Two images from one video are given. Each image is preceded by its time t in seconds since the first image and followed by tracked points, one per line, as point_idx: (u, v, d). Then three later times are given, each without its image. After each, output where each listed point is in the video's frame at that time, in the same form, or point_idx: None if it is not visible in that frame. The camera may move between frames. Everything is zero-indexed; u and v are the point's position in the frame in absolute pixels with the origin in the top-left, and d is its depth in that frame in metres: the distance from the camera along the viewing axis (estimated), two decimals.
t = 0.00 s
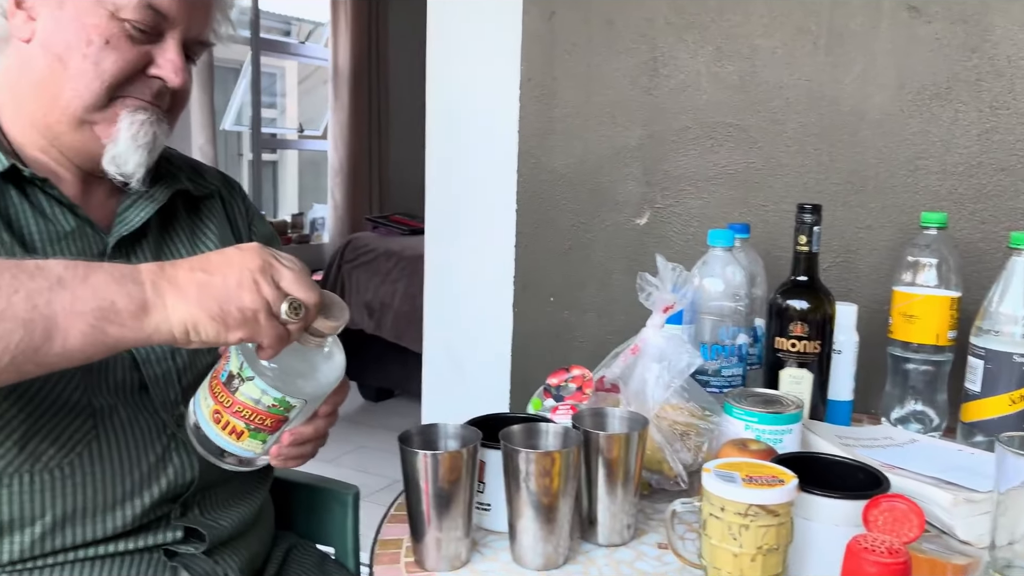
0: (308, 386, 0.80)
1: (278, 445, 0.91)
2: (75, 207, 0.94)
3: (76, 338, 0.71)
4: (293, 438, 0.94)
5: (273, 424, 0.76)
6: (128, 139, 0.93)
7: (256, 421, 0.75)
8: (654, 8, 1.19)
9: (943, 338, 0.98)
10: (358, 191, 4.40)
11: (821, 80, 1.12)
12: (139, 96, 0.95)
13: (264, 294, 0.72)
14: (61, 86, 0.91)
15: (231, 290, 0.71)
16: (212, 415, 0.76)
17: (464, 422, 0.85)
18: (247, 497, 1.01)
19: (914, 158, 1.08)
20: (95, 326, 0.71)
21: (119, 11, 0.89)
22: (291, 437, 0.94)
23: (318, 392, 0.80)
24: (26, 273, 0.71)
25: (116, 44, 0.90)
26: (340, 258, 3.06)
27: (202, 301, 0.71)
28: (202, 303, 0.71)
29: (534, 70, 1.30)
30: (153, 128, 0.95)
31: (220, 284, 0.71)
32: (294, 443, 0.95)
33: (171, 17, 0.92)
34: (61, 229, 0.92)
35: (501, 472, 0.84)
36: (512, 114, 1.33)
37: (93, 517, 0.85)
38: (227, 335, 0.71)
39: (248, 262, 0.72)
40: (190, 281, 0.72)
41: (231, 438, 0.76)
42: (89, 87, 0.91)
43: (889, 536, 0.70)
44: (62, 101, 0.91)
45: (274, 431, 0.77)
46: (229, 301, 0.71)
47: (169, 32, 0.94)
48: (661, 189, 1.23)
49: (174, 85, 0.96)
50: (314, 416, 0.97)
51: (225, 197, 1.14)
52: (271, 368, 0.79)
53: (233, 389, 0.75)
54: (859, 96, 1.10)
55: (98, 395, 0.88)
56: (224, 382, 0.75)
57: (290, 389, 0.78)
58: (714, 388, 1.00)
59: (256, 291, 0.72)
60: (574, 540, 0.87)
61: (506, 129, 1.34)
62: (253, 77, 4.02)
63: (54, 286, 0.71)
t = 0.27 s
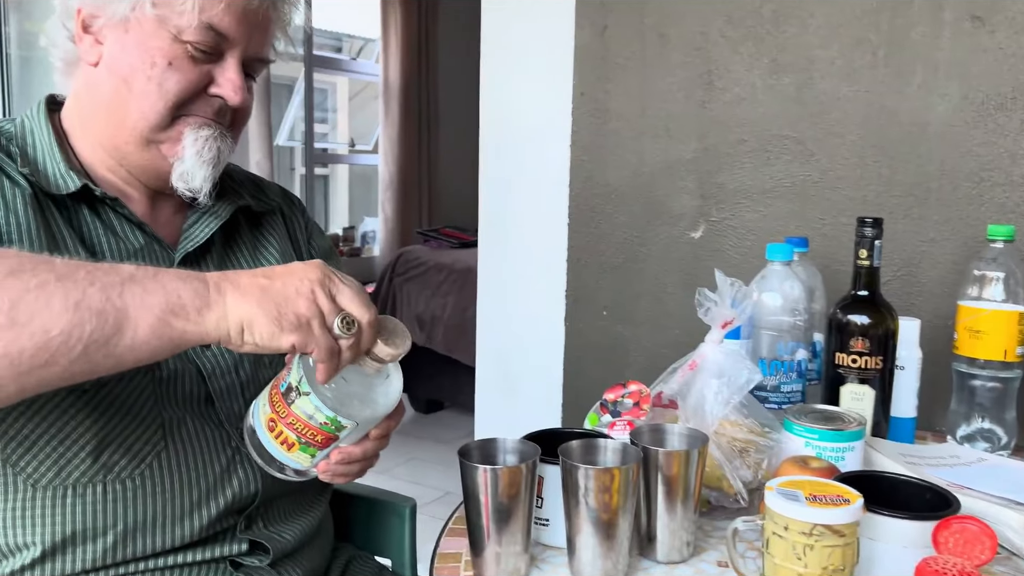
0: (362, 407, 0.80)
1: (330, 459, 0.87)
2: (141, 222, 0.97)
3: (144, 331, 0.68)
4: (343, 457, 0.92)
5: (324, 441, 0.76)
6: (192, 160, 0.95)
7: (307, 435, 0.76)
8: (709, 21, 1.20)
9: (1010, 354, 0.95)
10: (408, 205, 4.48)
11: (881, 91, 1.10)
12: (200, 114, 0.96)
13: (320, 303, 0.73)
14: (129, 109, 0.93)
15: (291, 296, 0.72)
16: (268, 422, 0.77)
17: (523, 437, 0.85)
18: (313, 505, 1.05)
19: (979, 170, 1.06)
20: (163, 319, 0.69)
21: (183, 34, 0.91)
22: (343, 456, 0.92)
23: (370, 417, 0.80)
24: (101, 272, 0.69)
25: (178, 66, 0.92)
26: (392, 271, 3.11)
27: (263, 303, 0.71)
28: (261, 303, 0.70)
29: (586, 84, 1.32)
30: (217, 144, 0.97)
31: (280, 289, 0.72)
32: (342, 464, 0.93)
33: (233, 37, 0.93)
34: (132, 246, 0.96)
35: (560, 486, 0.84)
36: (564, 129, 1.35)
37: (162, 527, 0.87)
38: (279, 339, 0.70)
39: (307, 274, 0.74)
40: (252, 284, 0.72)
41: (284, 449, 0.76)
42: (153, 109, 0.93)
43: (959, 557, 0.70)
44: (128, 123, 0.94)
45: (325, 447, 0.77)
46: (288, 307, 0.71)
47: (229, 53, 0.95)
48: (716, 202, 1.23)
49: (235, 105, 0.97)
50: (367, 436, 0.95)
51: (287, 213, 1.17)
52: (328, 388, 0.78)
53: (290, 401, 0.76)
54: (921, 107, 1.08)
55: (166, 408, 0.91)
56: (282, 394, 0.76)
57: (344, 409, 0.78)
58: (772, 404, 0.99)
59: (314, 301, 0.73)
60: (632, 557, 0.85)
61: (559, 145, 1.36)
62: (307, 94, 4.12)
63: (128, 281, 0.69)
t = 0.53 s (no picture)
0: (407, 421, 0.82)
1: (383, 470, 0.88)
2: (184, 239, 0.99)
3: (192, 343, 0.69)
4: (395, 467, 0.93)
5: (373, 458, 0.77)
6: (228, 177, 0.96)
7: (356, 454, 0.76)
8: (745, 33, 1.21)
9: None
10: (439, 219, 4.51)
11: (922, 101, 1.09)
12: (237, 128, 0.98)
13: (354, 320, 0.73)
14: (169, 126, 0.95)
15: (325, 309, 0.72)
16: (314, 444, 0.78)
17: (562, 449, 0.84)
18: (351, 516, 1.07)
19: None
20: (208, 331, 0.70)
21: (218, 50, 0.93)
22: (393, 469, 0.93)
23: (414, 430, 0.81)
24: (149, 288, 0.70)
25: (213, 81, 0.94)
26: (425, 284, 3.13)
27: (296, 313, 0.71)
28: (294, 309, 0.71)
29: (620, 97, 1.33)
30: (251, 161, 0.98)
31: (315, 300, 0.72)
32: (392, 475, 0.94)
33: (268, 50, 0.95)
34: (174, 261, 0.97)
35: (599, 500, 0.83)
36: (600, 147, 1.37)
37: (204, 540, 0.88)
38: (302, 347, 0.70)
39: (346, 291, 0.74)
40: (291, 291, 0.73)
41: (333, 469, 0.77)
42: (191, 125, 0.94)
43: None
44: (167, 141, 0.95)
45: (373, 464, 0.77)
46: (320, 320, 0.71)
47: (264, 66, 0.96)
48: (753, 214, 1.22)
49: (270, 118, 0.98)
50: (414, 448, 0.95)
51: (323, 223, 1.19)
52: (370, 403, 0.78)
53: (336, 422, 0.76)
54: (963, 117, 1.06)
55: (209, 421, 0.92)
56: (327, 415, 0.77)
57: (390, 425, 0.79)
58: (813, 418, 0.98)
59: (348, 319, 0.72)
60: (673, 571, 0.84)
61: (595, 161, 1.38)
62: (340, 110, 4.18)
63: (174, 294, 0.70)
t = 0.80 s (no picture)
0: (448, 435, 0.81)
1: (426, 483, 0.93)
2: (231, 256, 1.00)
3: (242, 359, 0.69)
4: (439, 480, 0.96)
5: (417, 473, 0.77)
6: (262, 181, 0.97)
7: (401, 470, 0.77)
8: (782, 47, 1.21)
9: None
10: (473, 235, 4.54)
11: (964, 113, 1.07)
12: (268, 129, 0.98)
13: (400, 331, 0.72)
14: (202, 138, 0.97)
15: (371, 325, 0.72)
16: (359, 460, 0.78)
17: (602, 464, 0.82)
18: (391, 532, 1.08)
19: None
20: (259, 348, 0.70)
21: (239, 53, 0.95)
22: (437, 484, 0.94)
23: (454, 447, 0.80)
24: (203, 303, 0.70)
25: (237, 82, 0.95)
26: (460, 299, 3.15)
27: (345, 330, 0.71)
28: (343, 328, 0.71)
29: (657, 111, 1.34)
30: (280, 172, 0.98)
31: (361, 317, 0.72)
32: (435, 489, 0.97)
33: (287, 46, 0.96)
34: (219, 276, 0.98)
35: (640, 518, 0.82)
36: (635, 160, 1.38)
37: (247, 552, 0.90)
38: (357, 363, 0.71)
39: (393, 306, 0.74)
40: (337, 311, 0.73)
41: (378, 485, 0.78)
42: (222, 130, 0.96)
43: None
44: (201, 153, 0.97)
45: (417, 479, 0.78)
46: (367, 334, 0.71)
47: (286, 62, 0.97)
48: (792, 229, 1.22)
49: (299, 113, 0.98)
50: (457, 462, 0.97)
51: (363, 240, 1.21)
52: (415, 414, 0.80)
53: (381, 438, 0.77)
54: (1008, 129, 1.05)
55: (252, 436, 0.93)
56: (372, 432, 0.77)
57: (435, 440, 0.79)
58: (856, 435, 0.96)
59: (393, 331, 0.72)
60: None
61: (629, 175, 1.39)
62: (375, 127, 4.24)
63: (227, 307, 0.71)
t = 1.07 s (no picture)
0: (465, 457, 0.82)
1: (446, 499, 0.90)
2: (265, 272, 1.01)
3: (273, 382, 0.69)
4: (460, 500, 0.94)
5: (432, 491, 0.78)
6: (295, 207, 0.98)
7: (416, 486, 0.78)
8: (812, 61, 1.21)
9: None
10: (500, 250, 4.56)
11: (1000, 126, 1.06)
12: (303, 157, 1.00)
13: (426, 345, 0.72)
14: (238, 161, 0.98)
15: (397, 343, 0.72)
16: (378, 474, 0.80)
17: (634, 480, 0.82)
18: (420, 547, 1.08)
19: None
20: (291, 371, 0.70)
21: (278, 83, 0.96)
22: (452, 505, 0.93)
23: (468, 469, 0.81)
24: (240, 324, 0.71)
25: (275, 111, 0.96)
26: (488, 313, 3.16)
27: (374, 352, 0.71)
28: (372, 352, 0.71)
29: (686, 127, 1.36)
30: (313, 198, 1.00)
31: (389, 338, 0.72)
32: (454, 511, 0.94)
33: (325, 77, 0.97)
34: (254, 291, 1.00)
35: (674, 534, 0.81)
36: (664, 173, 1.40)
37: (280, 563, 0.91)
38: (391, 382, 0.70)
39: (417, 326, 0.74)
40: (365, 340, 0.73)
41: (394, 499, 0.79)
42: (257, 157, 0.97)
43: None
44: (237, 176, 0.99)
45: (433, 497, 0.79)
46: (393, 351, 0.71)
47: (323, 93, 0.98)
48: (824, 243, 1.21)
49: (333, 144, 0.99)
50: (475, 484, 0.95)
51: (395, 255, 1.23)
52: (433, 434, 0.81)
53: (398, 454, 0.78)
54: None
55: (287, 449, 0.95)
56: (390, 447, 0.79)
57: (451, 461, 0.80)
58: (891, 451, 0.95)
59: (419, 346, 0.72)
60: None
61: (659, 188, 1.41)
62: (403, 143, 4.29)
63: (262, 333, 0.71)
